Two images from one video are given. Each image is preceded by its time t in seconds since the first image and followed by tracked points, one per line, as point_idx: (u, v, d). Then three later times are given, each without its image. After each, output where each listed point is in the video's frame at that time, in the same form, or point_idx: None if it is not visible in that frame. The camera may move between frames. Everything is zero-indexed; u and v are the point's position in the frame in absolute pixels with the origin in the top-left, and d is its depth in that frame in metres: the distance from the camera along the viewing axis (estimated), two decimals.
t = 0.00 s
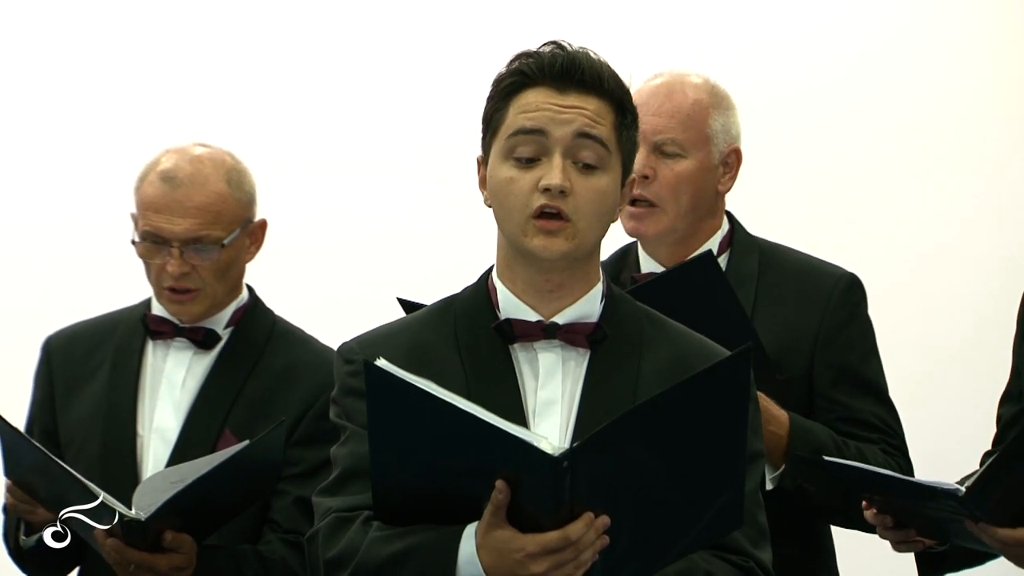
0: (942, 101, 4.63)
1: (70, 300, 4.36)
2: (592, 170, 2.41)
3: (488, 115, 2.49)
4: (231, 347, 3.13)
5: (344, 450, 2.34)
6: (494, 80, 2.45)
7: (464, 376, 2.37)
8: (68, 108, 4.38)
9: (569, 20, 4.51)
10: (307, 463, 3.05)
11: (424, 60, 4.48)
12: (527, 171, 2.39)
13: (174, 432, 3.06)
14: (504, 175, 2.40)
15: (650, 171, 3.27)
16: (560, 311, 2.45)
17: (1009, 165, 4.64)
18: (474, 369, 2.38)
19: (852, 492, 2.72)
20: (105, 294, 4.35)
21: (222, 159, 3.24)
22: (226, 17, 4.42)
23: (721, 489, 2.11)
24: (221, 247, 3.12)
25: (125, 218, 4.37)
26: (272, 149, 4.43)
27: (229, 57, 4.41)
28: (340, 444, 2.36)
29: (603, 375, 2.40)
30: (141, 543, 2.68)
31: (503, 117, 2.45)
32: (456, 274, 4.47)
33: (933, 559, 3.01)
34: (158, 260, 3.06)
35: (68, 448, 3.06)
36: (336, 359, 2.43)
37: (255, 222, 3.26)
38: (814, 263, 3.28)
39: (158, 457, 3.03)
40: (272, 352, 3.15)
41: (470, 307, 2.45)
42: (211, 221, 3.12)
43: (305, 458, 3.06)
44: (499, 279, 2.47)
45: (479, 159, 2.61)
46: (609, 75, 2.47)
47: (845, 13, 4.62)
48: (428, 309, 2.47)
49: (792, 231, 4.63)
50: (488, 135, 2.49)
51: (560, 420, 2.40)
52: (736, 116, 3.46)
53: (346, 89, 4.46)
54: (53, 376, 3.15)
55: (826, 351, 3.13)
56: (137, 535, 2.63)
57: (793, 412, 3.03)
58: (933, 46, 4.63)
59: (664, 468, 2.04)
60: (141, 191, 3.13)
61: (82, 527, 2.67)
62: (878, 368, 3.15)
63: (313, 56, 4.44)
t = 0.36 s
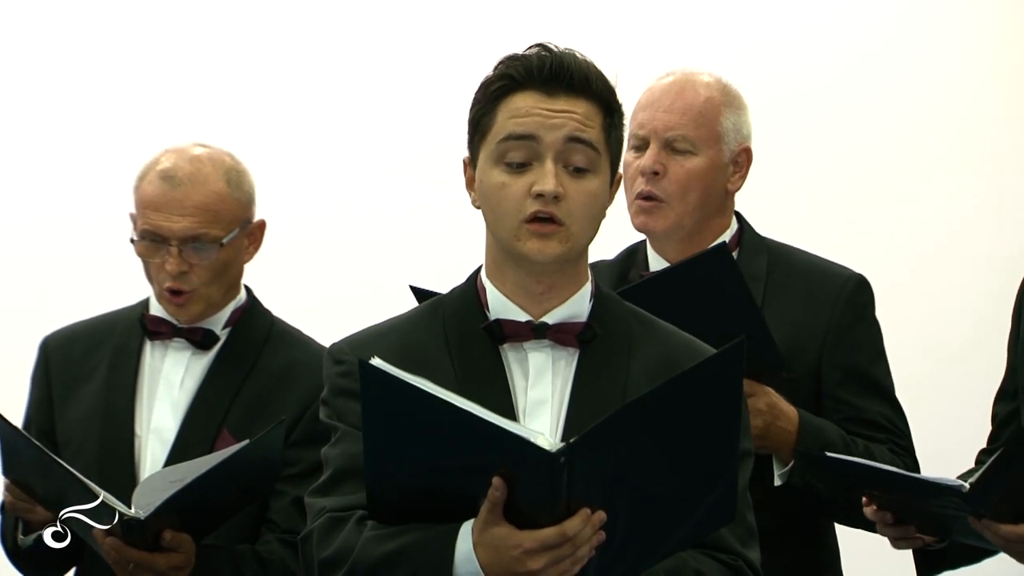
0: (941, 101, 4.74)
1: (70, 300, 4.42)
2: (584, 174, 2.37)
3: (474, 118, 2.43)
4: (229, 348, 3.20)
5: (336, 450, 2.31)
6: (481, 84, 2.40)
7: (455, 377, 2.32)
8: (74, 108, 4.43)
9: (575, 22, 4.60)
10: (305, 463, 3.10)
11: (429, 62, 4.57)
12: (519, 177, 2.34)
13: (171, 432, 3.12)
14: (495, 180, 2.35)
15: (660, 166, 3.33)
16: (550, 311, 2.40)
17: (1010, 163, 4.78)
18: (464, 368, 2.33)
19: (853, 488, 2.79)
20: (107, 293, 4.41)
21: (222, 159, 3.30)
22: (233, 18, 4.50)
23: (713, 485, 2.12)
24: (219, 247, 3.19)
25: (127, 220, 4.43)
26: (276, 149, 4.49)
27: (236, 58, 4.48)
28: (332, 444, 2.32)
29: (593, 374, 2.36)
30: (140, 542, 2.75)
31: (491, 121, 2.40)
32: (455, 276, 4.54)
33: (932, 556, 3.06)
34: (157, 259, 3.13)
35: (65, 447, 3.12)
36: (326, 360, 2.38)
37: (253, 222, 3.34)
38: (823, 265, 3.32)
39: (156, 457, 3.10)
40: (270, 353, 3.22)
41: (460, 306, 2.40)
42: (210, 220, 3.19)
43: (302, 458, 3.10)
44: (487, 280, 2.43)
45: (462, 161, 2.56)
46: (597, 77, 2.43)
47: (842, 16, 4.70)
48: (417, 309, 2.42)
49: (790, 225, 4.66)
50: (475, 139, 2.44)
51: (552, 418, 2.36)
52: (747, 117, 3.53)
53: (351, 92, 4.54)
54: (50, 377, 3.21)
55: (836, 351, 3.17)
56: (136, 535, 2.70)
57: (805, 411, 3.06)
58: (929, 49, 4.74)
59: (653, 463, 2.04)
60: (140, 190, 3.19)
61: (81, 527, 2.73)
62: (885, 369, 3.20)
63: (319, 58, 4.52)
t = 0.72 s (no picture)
0: (939, 103, 4.77)
1: (68, 300, 4.46)
2: (573, 176, 2.40)
3: (460, 122, 2.46)
4: (224, 347, 3.25)
5: (328, 453, 2.32)
6: (467, 90, 2.42)
7: (443, 376, 2.36)
8: (73, 110, 4.48)
9: (574, 24, 4.65)
10: (300, 464, 3.15)
11: (472, 64, 4.61)
12: (509, 182, 2.37)
13: (167, 433, 3.18)
14: (485, 186, 2.38)
15: (661, 167, 3.38)
16: (539, 309, 2.44)
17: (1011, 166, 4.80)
18: (452, 368, 2.36)
19: (852, 476, 2.79)
20: (105, 293, 4.47)
21: (216, 159, 3.36)
22: (232, 21, 4.54)
23: (713, 479, 2.13)
24: (214, 246, 3.23)
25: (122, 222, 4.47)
26: (275, 151, 4.54)
27: (235, 61, 4.53)
28: (322, 447, 2.33)
29: (583, 370, 2.39)
30: (136, 544, 2.81)
31: (479, 127, 2.42)
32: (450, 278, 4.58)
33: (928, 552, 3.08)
34: (152, 259, 3.19)
35: (61, 447, 3.17)
36: (312, 362, 2.40)
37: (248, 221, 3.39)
38: (824, 265, 3.37)
39: (151, 457, 3.15)
40: (266, 353, 3.27)
41: (445, 307, 2.43)
42: (205, 220, 3.24)
43: (298, 459, 3.15)
44: (474, 281, 2.46)
45: (447, 162, 2.59)
46: (581, 78, 2.45)
47: (837, 17, 4.73)
48: (401, 311, 2.45)
49: (785, 224, 4.73)
50: (461, 143, 2.46)
51: (542, 415, 2.39)
52: (748, 117, 3.59)
53: (348, 94, 4.58)
54: (45, 379, 3.26)
55: (838, 350, 3.22)
56: (133, 535, 2.76)
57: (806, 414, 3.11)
58: (926, 50, 4.76)
59: (650, 466, 2.05)
60: (135, 190, 3.25)
61: (78, 527, 2.79)
62: (886, 369, 3.25)
63: (318, 60, 4.57)
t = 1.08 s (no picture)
0: (934, 103, 4.79)
1: (65, 302, 4.48)
2: (568, 179, 2.42)
3: (455, 124, 2.48)
4: (221, 348, 3.28)
5: (321, 454, 2.33)
6: (463, 91, 2.44)
7: (436, 375, 2.38)
8: (70, 112, 4.50)
9: (572, 26, 4.67)
10: (296, 464, 3.18)
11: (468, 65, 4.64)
12: (505, 184, 2.40)
13: (164, 433, 3.19)
14: (480, 188, 2.41)
15: (649, 166, 3.41)
16: (530, 308, 2.46)
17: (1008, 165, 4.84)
18: (445, 369, 2.38)
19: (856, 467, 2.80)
20: (102, 295, 4.48)
21: (212, 160, 3.38)
22: (229, 23, 4.56)
23: (713, 479, 2.18)
24: (211, 247, 3.26)
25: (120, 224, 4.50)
26: (271, 152, 4.56)
27: (231, 63, 4.55)
28: (315, 449, 2.35)
29: (579, 369, 2.41)
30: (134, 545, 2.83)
31: (474, 128, 2.44)
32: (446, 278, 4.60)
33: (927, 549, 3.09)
34: (149, 260, 3.21)
35: (58, 448, 3.19)
36: (305, 362, 2.42)
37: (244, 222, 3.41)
38: (816, 263, 3.39)
39: (149, 458, 3.16)
40: (262, 353, 3.29)
41: (436, 307, 2.45)
42: (201, 221, 3.26)
43: (295, 459, 3.18)
44: (466, 281, 2.48)
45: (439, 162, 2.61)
46: (576, 81, 2.48)
47: (830, 17, 4.76)
48: (393, 312, 2.47)
49: (778, 221, 4.75)
50: (456, 144, 2.48)
51: (537, 411, 2.42)
52: (737, 114, 3.61)
53: (345, 96, 4.61)
54: (42, 381, 3.28)
55: (830, 348, 3.24)
56: (131, 537, 2.78)
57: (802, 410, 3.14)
58: (921, 50, 4.79)
59: (649, 464, 2.08)
60: (131, 192, 3.27)
61: (77, 528, 2.82)
62: (881, 366, 3.27)
63: (315, 62, 4.59)
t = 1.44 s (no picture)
0: (931, 103, 4.77)
1: (61, 302, 4.46)
2: (562, 176, 2.41)
3: (448, 123, 2.45)
4: (215, 348, 3.25)
5: (317, 456, 2.30)
6: (457, 90, 2.42)
7: (432, 376, 2.36)
8: (63, 113, 4.47)
9: (567, 25, 4.66)
10: (291, 464, 3.13)
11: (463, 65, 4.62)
12: (499, 182, 2.37)
13: (160, 435, 3.17)
14: (475, 186, 2.38)
15: (635, 171, 3.37)
16: (526, 308, 2.45)
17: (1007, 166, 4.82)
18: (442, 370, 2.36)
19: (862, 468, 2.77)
20: (98, 295, 4.46)
21: (205, 160, 3.36)
22: (223, 23, 4.54)
23: (707, 477, 2.17)
24: (205, 248, 3.24)
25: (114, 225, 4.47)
26: (264, 153, 4.53)
27: (225, 63, 4.53)
28: (311, 450, 2.32)
29: (574, 369, 2.39)
30: (134, 548, 2.80)
31: (468, 127, 2.42)
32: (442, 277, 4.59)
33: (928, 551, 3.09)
34: (143, 261, 3.18)
35: (54, 449, 3.17)
36: (300, 364, 2.39)
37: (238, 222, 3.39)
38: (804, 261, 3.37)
39: (145, 462, 3.15)
40: (257, 353, 3.27)
41: (432, 308, 2.43)
42: (196, 221, 3.24)
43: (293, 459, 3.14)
44: (461, 280, 2.46)
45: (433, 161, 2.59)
46: (570, 80, 2.46)
47: (826, 17, 4.74)
48: (389, 312, 2.45)
49: (774, 222, 4.74)
50: (450, 143, 2.46)
51: (533, 411, 2.40)
52: (719, 114, 3.58)
53: (338, 96, 4.58)
54: (37, 381, 3.25)
55: (820, 347, 3.22)
56: (132, 541, 2.75)
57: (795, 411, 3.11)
58: (916, 48, 4.77)
59: (646, 464, 2.06)
60: (125, 193, 3.25)
61: (77, 529, 2.77)
62: (872, 366, 3.25)
63: (309, 62, 4.57)
